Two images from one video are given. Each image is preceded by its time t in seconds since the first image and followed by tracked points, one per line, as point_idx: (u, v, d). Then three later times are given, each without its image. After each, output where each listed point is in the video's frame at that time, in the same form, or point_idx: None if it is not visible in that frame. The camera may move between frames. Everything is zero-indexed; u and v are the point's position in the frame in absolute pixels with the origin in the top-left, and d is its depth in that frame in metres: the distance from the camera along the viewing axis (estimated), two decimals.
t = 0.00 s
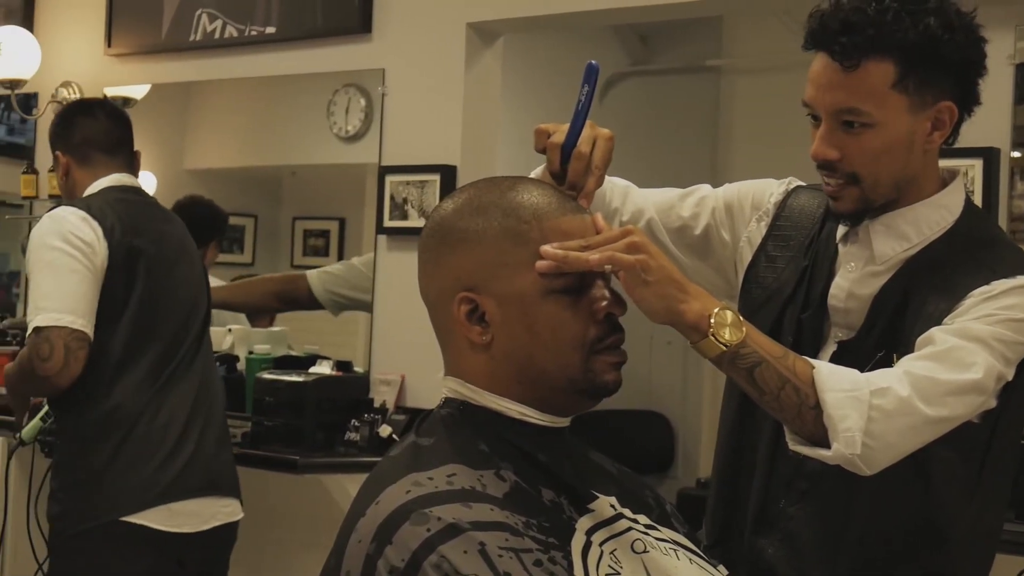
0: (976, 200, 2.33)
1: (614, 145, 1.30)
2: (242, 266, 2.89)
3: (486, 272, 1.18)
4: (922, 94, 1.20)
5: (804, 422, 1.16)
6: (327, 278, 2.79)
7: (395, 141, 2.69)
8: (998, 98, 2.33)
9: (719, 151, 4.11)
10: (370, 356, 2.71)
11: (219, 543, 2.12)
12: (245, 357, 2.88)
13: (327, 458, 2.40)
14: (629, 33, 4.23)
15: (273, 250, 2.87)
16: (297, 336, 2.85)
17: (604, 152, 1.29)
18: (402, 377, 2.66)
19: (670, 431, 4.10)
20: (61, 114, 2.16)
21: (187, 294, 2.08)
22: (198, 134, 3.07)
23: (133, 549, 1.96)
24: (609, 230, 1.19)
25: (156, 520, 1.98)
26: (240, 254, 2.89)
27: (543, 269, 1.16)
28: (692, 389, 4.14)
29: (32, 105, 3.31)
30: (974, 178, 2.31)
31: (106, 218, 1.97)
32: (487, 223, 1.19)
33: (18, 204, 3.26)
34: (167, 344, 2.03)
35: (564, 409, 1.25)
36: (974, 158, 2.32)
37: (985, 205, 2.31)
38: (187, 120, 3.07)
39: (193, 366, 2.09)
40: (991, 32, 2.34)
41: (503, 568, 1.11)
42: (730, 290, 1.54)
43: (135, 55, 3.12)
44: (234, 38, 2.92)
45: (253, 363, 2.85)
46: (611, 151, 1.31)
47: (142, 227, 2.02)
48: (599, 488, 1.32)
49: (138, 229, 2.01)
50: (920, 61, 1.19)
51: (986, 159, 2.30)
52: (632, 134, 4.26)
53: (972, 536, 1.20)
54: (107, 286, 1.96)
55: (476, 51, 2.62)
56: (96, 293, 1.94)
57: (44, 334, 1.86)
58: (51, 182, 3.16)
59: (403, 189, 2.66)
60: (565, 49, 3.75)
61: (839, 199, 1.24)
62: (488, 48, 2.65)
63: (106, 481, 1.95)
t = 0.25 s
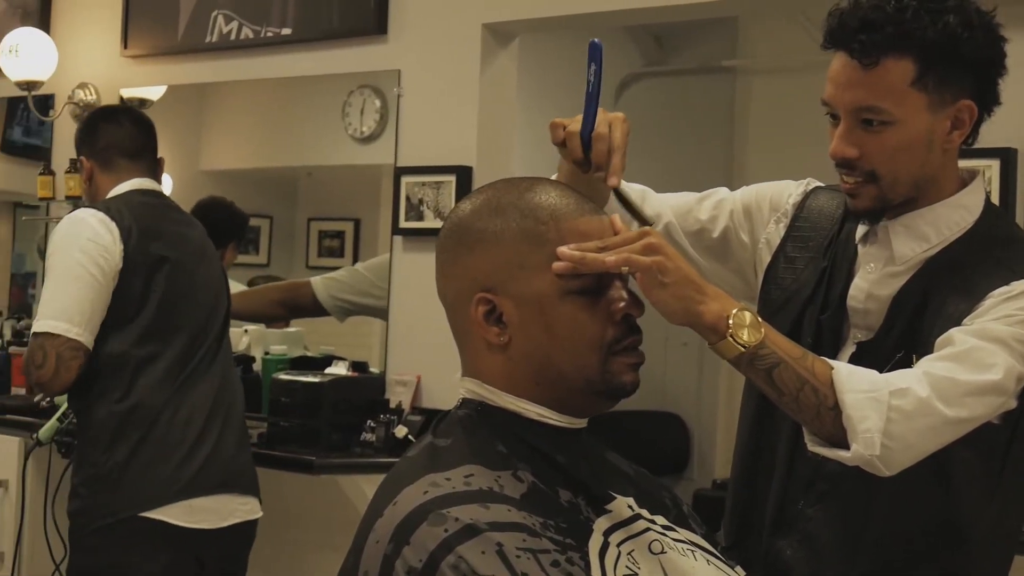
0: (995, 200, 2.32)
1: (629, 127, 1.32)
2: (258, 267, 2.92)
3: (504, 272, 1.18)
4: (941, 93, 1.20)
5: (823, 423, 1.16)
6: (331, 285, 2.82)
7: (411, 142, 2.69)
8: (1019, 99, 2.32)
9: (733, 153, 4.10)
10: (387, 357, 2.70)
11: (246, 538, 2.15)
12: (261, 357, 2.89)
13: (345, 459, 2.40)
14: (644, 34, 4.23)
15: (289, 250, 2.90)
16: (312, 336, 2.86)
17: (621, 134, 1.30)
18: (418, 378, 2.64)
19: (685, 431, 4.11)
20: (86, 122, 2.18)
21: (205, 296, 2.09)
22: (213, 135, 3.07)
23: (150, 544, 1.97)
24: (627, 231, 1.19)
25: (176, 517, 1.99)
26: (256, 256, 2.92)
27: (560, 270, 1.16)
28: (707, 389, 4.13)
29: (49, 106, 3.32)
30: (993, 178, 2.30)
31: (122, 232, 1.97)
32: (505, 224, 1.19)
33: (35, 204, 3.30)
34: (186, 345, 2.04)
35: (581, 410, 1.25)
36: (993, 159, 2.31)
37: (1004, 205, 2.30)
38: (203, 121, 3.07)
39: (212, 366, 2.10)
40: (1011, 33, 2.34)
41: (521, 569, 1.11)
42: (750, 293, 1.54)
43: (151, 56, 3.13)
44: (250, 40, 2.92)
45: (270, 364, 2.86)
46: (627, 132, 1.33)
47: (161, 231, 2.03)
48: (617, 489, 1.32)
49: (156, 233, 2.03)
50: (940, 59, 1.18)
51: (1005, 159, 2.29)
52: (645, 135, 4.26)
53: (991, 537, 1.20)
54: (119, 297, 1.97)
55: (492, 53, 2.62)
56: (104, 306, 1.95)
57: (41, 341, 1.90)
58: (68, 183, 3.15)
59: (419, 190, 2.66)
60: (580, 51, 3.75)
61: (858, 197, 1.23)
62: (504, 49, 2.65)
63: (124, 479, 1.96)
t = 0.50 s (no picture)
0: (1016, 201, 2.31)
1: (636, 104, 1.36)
2: (271, 267, 2.91)
3: (520, 272, 1.18)
4: (959, 89, 1.20)
5: (840, 425, 1.16)
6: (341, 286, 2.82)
7: (424, 142, 2.69)
8: None
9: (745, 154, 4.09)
10: (400, 357, 2.70)
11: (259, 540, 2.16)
12: (275, 357, 2.89)
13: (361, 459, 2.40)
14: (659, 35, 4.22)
15: (302, 251, 2.91)
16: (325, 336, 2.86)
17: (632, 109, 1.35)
18: (431, 378, 2.64)
19: (699, 432, 4.10)
20: (110, 125, 2.22)
21: (219, 296, 2.10)
22: (226, 135, 3.07)
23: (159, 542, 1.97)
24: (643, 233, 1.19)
25: (188, 513, 1.99)
26: (269, 256, 2.92)
27: (575, 271, 1.16)
28: (720, 389, 4.12)
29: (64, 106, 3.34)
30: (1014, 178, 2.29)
31: (118, 240, 1.97)
32: (520, 225, 1.19)
33: (50, 205, 3.31)
34: (199, 344, 2.05)
35: (597, 411, 1.25)
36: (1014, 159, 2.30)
37: None
38: (218, 122, 3.07)
39: (225, 366, 2.11)
40: None
41: (535, 569, 1.11)
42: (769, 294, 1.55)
43: (166, 57, 3.13)
44: (264, 40, 2.92)
45: (283, 364, 2.87)
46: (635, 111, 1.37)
47: (175, 231, 2.06)
48: (632, 489, 1.32)
49: (171, 232, 2.05)
50: (957, 55, 1.19)
51: None
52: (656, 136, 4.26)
53: (1010, 540, 1.20)
54: (117, 303, 1.99)
55: (507, 54, 2.61)
56: (98, 312, 1.98)
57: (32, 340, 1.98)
58: (81, 183, 3.19)
59: (433, 190, 2.65)
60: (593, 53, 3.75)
61: (877, 195, 1.23)
62: (518, 49, 2.65)
63: (133, 475, 1.96)
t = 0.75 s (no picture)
0: None
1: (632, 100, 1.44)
2: (285, 267, 2.88)
3: (537, 271, 1.18)
4: (979, 81, 1.20)
5: (859, 428, 1.16)
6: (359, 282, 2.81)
7: (439, 142, 2.69)
8: None
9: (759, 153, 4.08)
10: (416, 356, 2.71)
11: (263, 543, 2.15)
12: (290, 357, 2.89)
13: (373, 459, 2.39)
14: (674, 35, 4.22)
15: (316, 250, 2.88)
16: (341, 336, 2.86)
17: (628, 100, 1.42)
18: (447, 377, 2.65)
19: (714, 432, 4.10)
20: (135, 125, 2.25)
21: (235, 299, 2.11)
22: (241, 135, 3.07)
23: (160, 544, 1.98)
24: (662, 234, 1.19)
25: (187, 512, 1.99)
26: (283, 255, 2.89)
27: (591, 271, 1.16)
28: (735, 389, 4.13)
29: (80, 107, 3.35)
30: None
31: (108, 246, 1.99)
32: (538, 225, 1.19)
33: (66, 205, 3.33)
34: (209, 344, 2.06)
35: (613, 412, 1.25)
36: None
37: None
38: (232, 122, 3.06)
39: (236, 366, 2.11)
40: None
41: (552, 569, 1.11)
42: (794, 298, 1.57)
43: (181, 57, 3.14)
44: (279, 40, 2.92)
45: (300, 363, 2.88)
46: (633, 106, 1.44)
47: (198, 232, 2.07)
48: (648, 489, 1.31)
49: (193, 233, 2.07)
50: (977, 48, 1.19)
51: None
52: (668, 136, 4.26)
53: None
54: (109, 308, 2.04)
55: (522, 53, 2.61)
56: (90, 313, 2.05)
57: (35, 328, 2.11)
58: (97, 183, 3.22)
59: (448, 190, 2.66)
60: (607, 53, 3.76)
61: (899, 189, 1.23)
62: (533, 49, 2.64)
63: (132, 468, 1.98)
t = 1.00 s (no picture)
0: None
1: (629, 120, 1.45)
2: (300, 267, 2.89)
3: (552, 271, 1.18)
4: (999, 76, 1.19)
5: (877, 432, 1.17)
6: (374, 282, 2.82)
7: (453, 142, 2.69)
8: None
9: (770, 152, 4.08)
10: (430, 355, 2.72)
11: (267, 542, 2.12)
12: (305, 356, 2.88)
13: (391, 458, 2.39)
14: (688, 34, 4.21)
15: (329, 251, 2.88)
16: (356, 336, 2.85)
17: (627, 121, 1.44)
18: (461, 377, 2.66)
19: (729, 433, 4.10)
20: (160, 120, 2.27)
21: (235, 295, 2.09)
22: (254, 135, 3.08)
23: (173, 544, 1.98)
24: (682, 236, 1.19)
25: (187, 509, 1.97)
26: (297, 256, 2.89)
27: (608, 270, 1.15)
28: (748, 388, 4.13)
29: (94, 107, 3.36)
30: None
31: (100, 245, 2.05)
32: (554, 224, 1.19)
33: (80, 206, 3.34)
34: (208, 342, 2.04)
35: (627, 412, 1.25)
36: None
37: None
38: (244, 122, 3.06)
39: (242, 363, 2.08)
40: None
41: (568, 568, 1.11)
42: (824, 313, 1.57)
43: (195, 57, 3.14)
44: (292, 40, 2.93)
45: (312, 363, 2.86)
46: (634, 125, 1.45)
47: (200, 230, 2.07)
48: (664, 488, 1.31)
49: (195, 232, 2.06)
50: (995, 43, 1.19)
51: None
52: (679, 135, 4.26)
53: None
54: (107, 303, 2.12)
55: (535, 52, 2.61)
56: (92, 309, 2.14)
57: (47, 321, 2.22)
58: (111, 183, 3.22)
59: (462, 189, 2.66)
60: (619, 53, 3.76)
61: (919, 187, 1.23)
62: (546, 48, 2.65)
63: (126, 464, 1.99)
